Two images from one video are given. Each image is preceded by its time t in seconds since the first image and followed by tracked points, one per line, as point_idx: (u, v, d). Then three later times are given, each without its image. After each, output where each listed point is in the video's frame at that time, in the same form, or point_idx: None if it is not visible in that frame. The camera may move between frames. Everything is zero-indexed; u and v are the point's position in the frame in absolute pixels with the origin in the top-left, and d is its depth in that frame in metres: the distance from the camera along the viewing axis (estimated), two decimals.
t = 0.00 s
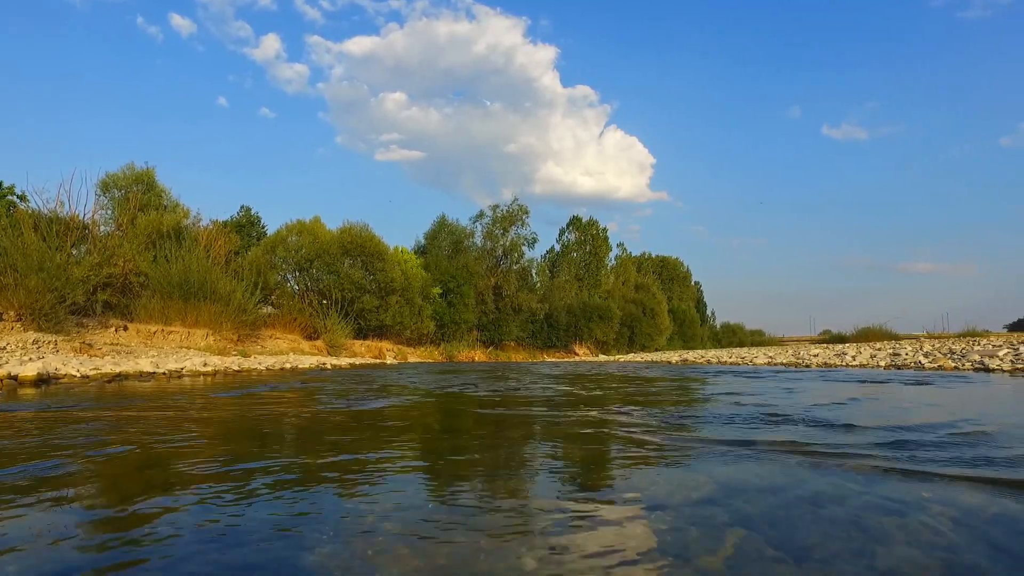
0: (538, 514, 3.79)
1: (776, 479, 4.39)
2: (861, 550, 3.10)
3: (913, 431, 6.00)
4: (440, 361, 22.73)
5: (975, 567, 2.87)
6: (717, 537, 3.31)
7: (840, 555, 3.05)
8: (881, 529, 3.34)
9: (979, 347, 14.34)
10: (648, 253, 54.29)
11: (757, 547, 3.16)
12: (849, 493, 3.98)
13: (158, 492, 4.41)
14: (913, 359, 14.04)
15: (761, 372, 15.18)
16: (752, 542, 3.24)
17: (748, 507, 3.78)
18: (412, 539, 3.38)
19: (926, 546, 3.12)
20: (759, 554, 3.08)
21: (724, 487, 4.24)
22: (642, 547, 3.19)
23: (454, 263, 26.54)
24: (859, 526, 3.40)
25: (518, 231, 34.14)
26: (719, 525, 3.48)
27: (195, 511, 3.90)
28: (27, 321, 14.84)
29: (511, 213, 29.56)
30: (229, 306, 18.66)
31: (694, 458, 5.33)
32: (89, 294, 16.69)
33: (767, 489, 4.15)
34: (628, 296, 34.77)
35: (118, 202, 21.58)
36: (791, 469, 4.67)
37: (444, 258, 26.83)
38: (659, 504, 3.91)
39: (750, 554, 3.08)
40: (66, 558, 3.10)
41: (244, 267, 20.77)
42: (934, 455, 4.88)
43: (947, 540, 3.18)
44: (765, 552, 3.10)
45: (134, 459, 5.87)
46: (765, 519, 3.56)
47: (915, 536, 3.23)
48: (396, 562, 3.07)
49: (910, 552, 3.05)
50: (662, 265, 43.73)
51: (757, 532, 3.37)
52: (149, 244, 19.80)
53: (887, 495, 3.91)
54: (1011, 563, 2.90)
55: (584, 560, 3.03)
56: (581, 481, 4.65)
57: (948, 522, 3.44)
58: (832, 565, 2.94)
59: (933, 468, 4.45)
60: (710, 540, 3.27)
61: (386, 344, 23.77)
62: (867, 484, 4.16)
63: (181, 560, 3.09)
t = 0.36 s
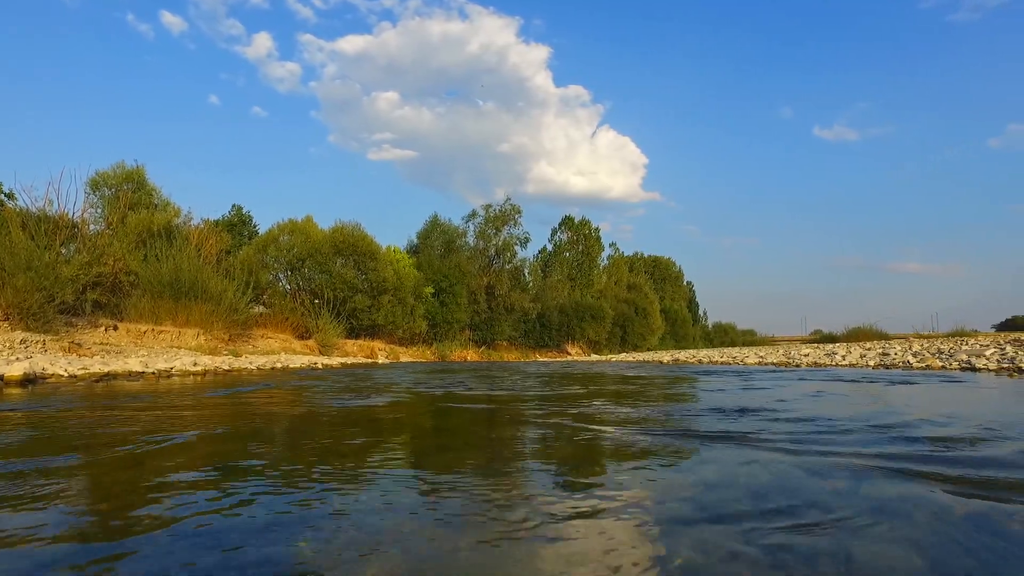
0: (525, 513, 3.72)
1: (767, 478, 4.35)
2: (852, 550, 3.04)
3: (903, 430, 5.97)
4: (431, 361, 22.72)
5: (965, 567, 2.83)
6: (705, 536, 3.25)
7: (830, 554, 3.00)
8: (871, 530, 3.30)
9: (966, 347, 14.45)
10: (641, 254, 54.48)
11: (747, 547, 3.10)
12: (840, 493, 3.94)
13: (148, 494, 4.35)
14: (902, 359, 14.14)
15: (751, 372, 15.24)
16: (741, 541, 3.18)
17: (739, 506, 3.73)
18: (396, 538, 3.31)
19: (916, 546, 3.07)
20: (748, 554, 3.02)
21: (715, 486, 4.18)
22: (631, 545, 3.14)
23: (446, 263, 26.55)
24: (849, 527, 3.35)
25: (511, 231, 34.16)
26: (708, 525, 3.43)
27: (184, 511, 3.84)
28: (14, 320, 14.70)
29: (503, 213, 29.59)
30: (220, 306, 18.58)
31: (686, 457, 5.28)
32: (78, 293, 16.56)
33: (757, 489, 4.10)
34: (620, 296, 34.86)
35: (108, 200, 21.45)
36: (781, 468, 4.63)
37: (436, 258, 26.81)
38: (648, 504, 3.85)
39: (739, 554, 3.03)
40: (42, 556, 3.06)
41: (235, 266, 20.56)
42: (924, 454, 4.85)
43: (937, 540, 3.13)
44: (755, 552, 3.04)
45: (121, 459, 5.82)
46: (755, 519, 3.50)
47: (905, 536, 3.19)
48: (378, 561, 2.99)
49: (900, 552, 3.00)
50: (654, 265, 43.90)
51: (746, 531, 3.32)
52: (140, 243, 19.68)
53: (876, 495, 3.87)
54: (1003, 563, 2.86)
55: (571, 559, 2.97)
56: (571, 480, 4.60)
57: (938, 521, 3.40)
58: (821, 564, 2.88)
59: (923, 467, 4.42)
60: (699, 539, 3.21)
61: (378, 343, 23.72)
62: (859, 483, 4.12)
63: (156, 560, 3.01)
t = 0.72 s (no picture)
0: (511, 511, 3.65)
1: (757, 476, 4.29)
2: (841, 547, 2.99)
3: (894, 428, 5.94)
4: (424, 360, 22.72)
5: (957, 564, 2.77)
6: (693, 531, 3.19)
7: (820, 551, 2.93)
8: (862, 528, 3.23)
9: (956, 346, 14.55)
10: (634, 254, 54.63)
11: (735, 542, 3.04)
12: (831, 490, 3.88)
13: (135, 492, 4.28)
14: (892, 358, 14.22)
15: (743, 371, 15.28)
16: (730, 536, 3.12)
17: (728, 502, 3.67)
18: (377, 537, 3.23)
19: (906, 545, 3.01)
20: (736, 550, 2.95)
21: (704, 483, 4.12)
22: (617, 540, 3.07)
23: (440, 262, 26.55)
24: (839, 525, 3.29)
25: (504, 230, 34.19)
26: (697, 519, 3.36)
27: (173, 508, 3.77)
28: (4, 319, 14.60)
29: (497, 213, 29.59)
30: (212, 304, 18.52)
31: (677, 455, 5.23)
32: (68, 292, 16.44)
33: (747, 486, 4.04)
34: (613, 295, 34.94)
35: (99, 199, 21.33)
36: (772, 465, 4.57)
37: (430, 257, 26.80)
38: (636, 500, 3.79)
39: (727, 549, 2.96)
40: (22, 550, 3.03)
41: (228, 265, 20.48)
42: (915, 451, 4.81)
43: (928, 539, 3.07)
44: (744, 548, 2.98)
45: (109, 457, 5.78)
46: (744, 516, 3.44)
47: (895, 534, 3.12)
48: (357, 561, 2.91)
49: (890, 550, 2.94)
50: (647, 265, 44.02)
51: (735, 527, 3.26)
52: (131, 242, 19.56)
53: (867, 492, 3.82)
54: (994, 560, 2.80)
55: (555, 555, 2.89)
56: (561, 478, 4.53)
57: (930, 520, 3.34)
58: (810, 560, 2.82)
59: (914, 464, 4.37)
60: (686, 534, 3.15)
61: (371, 343, 23.69)
62: (849, 480, 4.07)
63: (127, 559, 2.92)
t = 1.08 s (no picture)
0: (494, 504, 3.61)
1: (742, 464, 4.26)
2: (815, 514, 2.96)
3: (885, 426, 5.94)
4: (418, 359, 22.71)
5: (927, 519, 2.75)
6: (673, 516, 3.16)
7: (793, 521, 2.91)
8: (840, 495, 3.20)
9: (947, 346, 14.65)
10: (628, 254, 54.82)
11: (714, 521, 3.01)
12: (811, 469, 3.86)
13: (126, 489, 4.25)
14: (884, 357, 14.29)
15: (737, 370, 15.32)
16: (709, 517, 3.09)
17: (710, 487, 3.65)
18: (358, 530, 3.18)
19: (878, 504, 2.99)
20: (712, 528, 2.93)
21: (689, 475, 4.09)
22: (598, 529, 3.02)
23: (434, 261, 26.54)
24: (816, 494, 3.27)
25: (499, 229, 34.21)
26: (677, 505, 3.32)
27: (167, 505, 3.70)
28: None
29: (491, 212, 29.61)
30: (205, 303, 18.45)
31: (667, 455, 5.19)
32: (60, 291, 16.35)
33: (731, 472, 4.02)
34: (608, 295, 35.02)
35: (91, 197, 21.23)
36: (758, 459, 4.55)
37: (424, 257, 26.79)
38: (622, 491, 3.78)
39: (704, 527, 2.94)
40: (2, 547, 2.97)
41: (221, 264, 20.40)
42: (902, 446, 4.77)
43: (901, 498, 3.05)
44: (720, 525, 2.95)
45: (97, 456, 5.71)
46: (724, 496, 3.41)
47: (872, 499, 3.10)
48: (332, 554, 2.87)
49: (862, 511, 2.94)
50: (641, 265, 44.17)
51: (713, 508, 3.22)
52: (124, 241, 19.48)
53: (845, 466, 3.80)
54: (964, 514, 2.79)
55: (534, 544, 2.86)
56: (551, 477, 4.50)
57: (905, 485, 3.32)
58: (785, 530, 2.80)
59: (899, 456, 4.33)
60: (670, 518, 3.11)
61: (365, 341, 23.66)
62: (832, 463, 4.04)
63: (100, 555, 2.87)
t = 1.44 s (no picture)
0: (479, 496, 3.61)
1: (728, 457, 4.28)
2: (795, 505, 2.97)
3: (872, 422, 5.98)
4: (412, 358, 22.69)
5: (905, 510, 2.76)
6: (655, 507, 3.16)
7: (773, 512, 2.92)
8: (821, 486, 3.21)
9: (937, 344, 14.72)
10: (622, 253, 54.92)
11: (695, 513, 3.02)
12: (794, 461, 3.87)
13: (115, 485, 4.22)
14: (875, 355, 14.36)
15: (729, 368, 15.38)
16: (691, 508, 3.10)
17: (694, 479, 3.67)
18: (340, 521, 3.17)
19: (857, 496, 3.00)
20: (694, 518, 2.94)
21: (674, 466, 4.13)
22: (580, 520, 3.02)
23: (428, 260, 26.53)
24: (797, 485, 3.28)
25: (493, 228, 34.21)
26: (660, 497, 3.33)
27: (159, 500, 3.70)
28: None
29: (485, 211, 29.58)
30: (198, 302, 18.39)
31: (656, 451, 5.20)
32: (51, 290, 16.26)
33: (716, 464, 4.04)
34: (602, 294, 35.07)
35: (83, 194, 21.13)
36: (743, 451, 4.59)
37: (418, 255, 26.75)
38: (607, 481, 3.80)
39: (685, 519, 2.94)
40: None
41: (214, 262, 20.32)
42: (888, 440, 4.79)
43: (881, 489, 3.07)
44: (701, 516, 2.96)
45: (86, 452, 5.71)
46: (708, 488, 3.42)
47: (850, 488, 3.13)
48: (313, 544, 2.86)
49: (841, 500, 2.97)
50: (635, 264, 44.27)
51: (696, 499, 3.23)
52: (116, 239, 19.38)
53: (829, 459, 3.82)
54: (941, 505, 2.79)
55: (515, 535, 2.86)
56: (540, 471, 4.52)
57: (886, 477, 3.33)
58: (764, 521, 2.80)
59: (884, 450, 4.35)
60: (652, 510, 3.12)
61: (359, 340, 23.64)
62: (816, 455, 4.05)
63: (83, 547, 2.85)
